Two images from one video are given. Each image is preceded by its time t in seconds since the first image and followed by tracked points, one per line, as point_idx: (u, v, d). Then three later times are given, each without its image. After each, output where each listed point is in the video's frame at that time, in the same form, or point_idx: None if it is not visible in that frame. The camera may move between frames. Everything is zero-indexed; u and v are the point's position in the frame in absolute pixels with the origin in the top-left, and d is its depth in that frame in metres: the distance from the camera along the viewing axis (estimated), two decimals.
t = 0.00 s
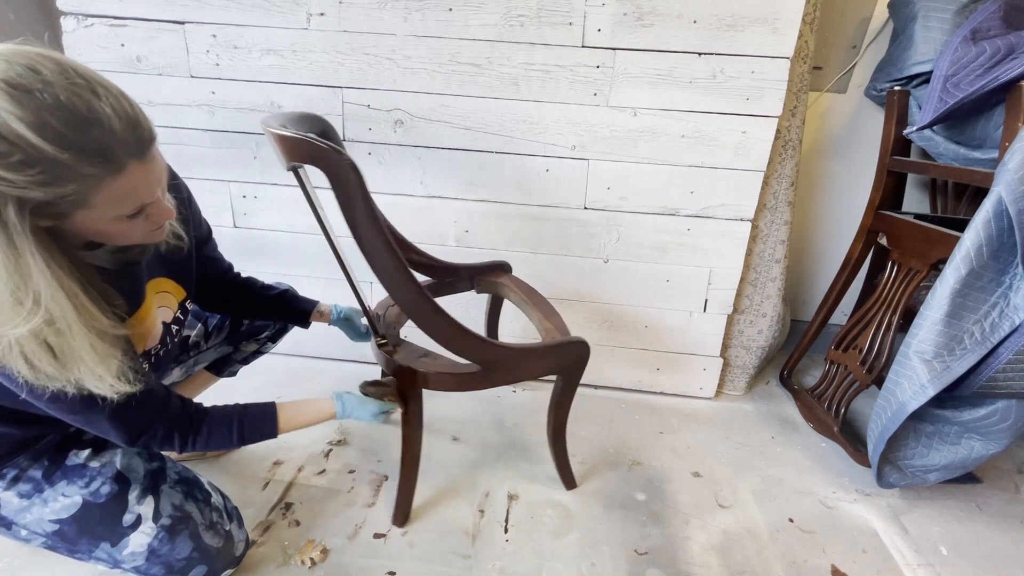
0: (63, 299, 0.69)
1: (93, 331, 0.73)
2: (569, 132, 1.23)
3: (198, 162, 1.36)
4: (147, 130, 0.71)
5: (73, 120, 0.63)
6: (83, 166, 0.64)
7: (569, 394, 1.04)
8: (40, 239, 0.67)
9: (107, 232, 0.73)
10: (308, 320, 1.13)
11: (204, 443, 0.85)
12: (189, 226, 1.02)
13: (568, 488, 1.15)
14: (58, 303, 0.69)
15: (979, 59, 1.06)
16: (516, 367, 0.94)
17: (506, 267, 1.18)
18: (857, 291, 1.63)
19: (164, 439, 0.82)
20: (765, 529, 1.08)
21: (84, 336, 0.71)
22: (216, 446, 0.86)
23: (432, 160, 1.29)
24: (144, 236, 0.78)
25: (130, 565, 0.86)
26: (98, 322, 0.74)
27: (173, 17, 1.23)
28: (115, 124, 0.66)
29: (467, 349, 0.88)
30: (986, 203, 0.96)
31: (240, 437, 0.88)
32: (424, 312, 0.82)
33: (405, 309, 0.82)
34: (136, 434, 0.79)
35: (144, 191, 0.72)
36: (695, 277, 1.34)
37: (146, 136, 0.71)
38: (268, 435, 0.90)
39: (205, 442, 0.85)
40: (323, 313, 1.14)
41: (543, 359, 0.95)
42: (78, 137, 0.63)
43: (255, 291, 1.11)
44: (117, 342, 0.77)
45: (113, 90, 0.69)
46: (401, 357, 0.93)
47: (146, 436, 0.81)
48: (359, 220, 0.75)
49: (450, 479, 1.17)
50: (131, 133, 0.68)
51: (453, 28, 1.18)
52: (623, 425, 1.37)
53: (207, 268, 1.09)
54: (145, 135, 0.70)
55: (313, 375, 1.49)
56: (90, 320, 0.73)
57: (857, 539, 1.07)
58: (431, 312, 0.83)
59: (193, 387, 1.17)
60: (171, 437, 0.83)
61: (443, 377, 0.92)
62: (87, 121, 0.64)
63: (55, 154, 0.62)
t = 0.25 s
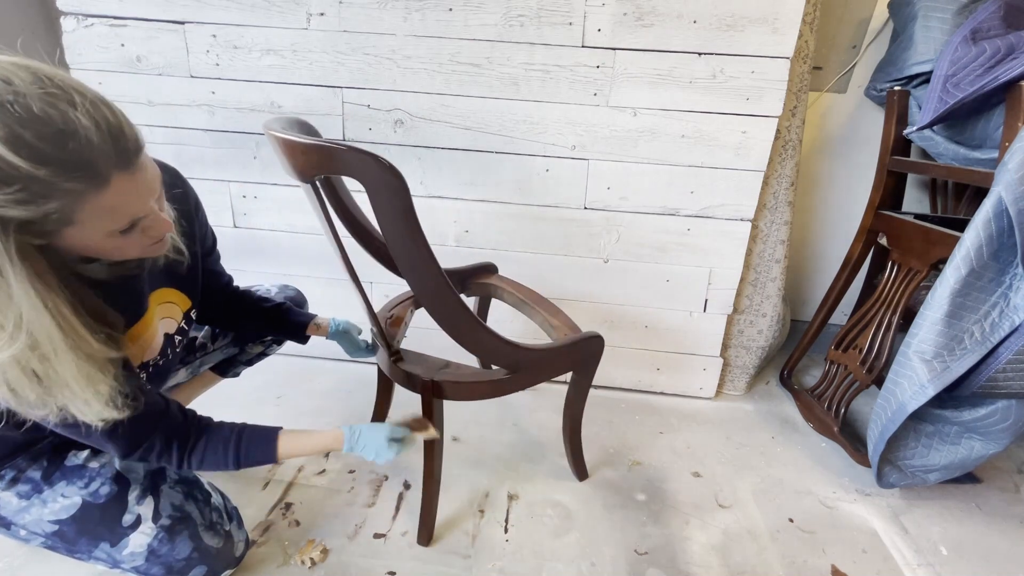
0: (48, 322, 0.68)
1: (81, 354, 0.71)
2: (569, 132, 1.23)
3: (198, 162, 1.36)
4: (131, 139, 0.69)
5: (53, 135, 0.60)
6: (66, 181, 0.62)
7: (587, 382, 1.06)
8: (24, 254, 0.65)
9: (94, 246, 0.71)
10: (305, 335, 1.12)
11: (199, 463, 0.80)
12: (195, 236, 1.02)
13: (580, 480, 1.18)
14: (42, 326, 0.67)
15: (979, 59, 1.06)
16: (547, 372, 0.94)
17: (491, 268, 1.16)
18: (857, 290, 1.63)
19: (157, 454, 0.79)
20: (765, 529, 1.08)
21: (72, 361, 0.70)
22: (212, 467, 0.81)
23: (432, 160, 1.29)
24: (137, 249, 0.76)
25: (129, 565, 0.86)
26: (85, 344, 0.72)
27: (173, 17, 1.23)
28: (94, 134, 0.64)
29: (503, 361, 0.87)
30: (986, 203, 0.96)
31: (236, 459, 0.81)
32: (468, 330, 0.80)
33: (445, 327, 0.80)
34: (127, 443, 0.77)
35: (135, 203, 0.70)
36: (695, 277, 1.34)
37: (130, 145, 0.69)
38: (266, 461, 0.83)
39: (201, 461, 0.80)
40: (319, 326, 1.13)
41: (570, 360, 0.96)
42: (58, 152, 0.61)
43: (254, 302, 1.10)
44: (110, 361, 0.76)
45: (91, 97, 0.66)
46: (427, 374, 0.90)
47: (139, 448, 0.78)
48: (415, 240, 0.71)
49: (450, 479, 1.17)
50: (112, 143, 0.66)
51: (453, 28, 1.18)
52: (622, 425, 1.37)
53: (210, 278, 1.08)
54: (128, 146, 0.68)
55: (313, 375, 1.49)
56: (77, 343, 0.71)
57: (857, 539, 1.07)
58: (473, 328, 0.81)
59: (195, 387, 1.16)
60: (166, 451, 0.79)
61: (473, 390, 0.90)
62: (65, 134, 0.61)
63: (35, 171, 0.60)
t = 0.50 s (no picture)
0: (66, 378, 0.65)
1: (100, 405, 0.69)
2: (569, 132, 1.23)
3: (198, 162, 1.36)
4: (139, 175, 0.66)
5: (64, 186, 0.58)
6: (79, 232, 0.60)
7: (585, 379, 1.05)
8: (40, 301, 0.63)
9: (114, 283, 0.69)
10: (296, 333, 1.11)
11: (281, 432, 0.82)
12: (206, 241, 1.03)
13: (578, 477, 1.18)
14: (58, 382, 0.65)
15: (979, 59, 1.06)
16: (545, 372, 0.93)
17: (485, 268, 1.16)
18: (857, 290, 1.63)
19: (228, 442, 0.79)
20: (765, 529, 1.08)
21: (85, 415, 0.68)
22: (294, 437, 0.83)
23: (432, 160, 1.29)
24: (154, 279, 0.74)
25: (130, 565, 0.87)
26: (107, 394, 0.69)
27: (173, 17, 1.23)
28: (100, 179, 0.61)
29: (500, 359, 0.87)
30: (986, 203, 0.96)
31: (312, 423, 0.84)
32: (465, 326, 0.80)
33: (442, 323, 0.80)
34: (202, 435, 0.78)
35: (152, 242, 0.68)
36: (695, 277, 1.34)
37: (139, 183, 0.65)
38: (348, 425, 0.86)
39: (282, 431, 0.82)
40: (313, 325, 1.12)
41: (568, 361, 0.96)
42: (65, 202, 0.58)
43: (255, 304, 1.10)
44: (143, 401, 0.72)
45: (91, 134, 0.62)
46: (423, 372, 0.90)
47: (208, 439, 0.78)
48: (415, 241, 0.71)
49: (450, 479, 1.17)
50: (119, 184, 0.63)
51: (453, 28, 1.18)
52: (622, 425, 1.37)
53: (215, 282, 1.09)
54: (137, 182, 0.65)
55: (313, 375, 1.49)
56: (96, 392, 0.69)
57: (857, 539, 1.07)
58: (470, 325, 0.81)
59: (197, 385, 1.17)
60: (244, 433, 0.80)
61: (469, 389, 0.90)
62: (68, 183, 0.58)
63: (43, 224, 0.58)
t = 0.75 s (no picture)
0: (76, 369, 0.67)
1: (114, 396, 0.70)
2: (569, 132, 1.23)
3: (198, 161, 1.36)
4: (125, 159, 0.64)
5: (47, 170, 0.57)
6: (71, 220, 0.59)
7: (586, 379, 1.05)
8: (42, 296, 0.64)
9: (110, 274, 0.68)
10: (298, 329, 1.12)
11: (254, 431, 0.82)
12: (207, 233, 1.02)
13: (578, 477, 1.18)
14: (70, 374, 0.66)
15: (979, 59, 1.06)
16: (543, 372, 0.94)
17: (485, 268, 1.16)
18: (857, 291, 1.63)
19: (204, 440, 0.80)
20: (766, 529, 1.08)
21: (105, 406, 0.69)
22: (270, 429, 0.82)
23: (432, 160, 1.29)
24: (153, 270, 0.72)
25: (133, 565, 0.87)
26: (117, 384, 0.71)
27: (173, 17, 1.23)
28: (88, 165, 0.60)
29: (500, 360, 0.87)
30: (986, 203, 0.96)
31: (285, 418, 0.82)
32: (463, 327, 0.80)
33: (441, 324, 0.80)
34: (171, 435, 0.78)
35: (149, 228, 0.67)
36: (695, 277, 1.34)
37: (126, 166, 0.64)
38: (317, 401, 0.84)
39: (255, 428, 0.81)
40: (313, 322, 1.12)
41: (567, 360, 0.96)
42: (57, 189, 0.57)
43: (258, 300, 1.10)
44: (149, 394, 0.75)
45: (68, 118, 0.61)
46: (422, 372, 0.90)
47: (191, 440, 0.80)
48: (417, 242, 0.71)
49: (450, 479, 1.17)
50: (104, 168, 0.61)
51: (453, 28, 1.18)
52: (622, 425, 1.37)
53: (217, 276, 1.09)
54: (123, 164, 0.64)
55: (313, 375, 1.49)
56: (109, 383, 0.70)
57: (857, 539, 1.07)
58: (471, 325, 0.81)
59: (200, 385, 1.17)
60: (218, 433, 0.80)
61: (470, 390, 0.90)
62: (56, 169, 0.57)
63: (32, 214, 0.56)
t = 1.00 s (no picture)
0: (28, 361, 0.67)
1: (64, 388, 0.71)
2: (569, 132, 1.23)
3: (198, 162, 1.36)
4: (77, 124, 0.64)
5: None
6: (23, 185, 0.59)
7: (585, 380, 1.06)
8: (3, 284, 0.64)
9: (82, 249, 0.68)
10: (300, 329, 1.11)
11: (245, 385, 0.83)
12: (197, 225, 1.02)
13: (578, 477, 1.18)
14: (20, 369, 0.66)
15: (979, 59, 1.06)
16: (542, 369, 0.94)
17: (487, 268, 1.16)
18: (857, 290, 1.63)
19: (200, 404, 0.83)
20: (765, 529, 1.08)
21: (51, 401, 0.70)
22: (261, 381, 0.83)
23: (432, 160, 1.29)
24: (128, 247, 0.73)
25: (131, 563, 0.86)
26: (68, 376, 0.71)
27: (173, 17, 1.23)
28: (36, 130, 0.60)
29: (500, 358, 0.88)
30: (986, 204, 0.96)
31: (269, 364, 0.82)
32: (463, 325, 0.80)
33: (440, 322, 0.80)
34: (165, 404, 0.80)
35: (112, 197, 0.67)
36: (695, 277, 1.34)
37: (78, 131, 0.64)
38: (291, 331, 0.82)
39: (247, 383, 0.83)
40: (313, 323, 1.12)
41: (565, 359, 0.96)
42: (6, 154, 0.57)
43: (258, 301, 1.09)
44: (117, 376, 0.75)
45: (14, 83, 0.60)
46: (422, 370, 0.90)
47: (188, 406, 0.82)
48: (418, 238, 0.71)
49: (450, 479, 1.17)
50: (52, 132, 0.61)
51: (453, 28, 1.18)
52: (622, 425, 1.37)
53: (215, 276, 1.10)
54: (75, 130, 0.64)
55: (313, 375, 1.49)
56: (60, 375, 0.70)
57: (857, 539, 1.07)
58: (472, 323, 0.81)
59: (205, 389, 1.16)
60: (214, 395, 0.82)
61: (470, 388, 0.90)
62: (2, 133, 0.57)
63: None
